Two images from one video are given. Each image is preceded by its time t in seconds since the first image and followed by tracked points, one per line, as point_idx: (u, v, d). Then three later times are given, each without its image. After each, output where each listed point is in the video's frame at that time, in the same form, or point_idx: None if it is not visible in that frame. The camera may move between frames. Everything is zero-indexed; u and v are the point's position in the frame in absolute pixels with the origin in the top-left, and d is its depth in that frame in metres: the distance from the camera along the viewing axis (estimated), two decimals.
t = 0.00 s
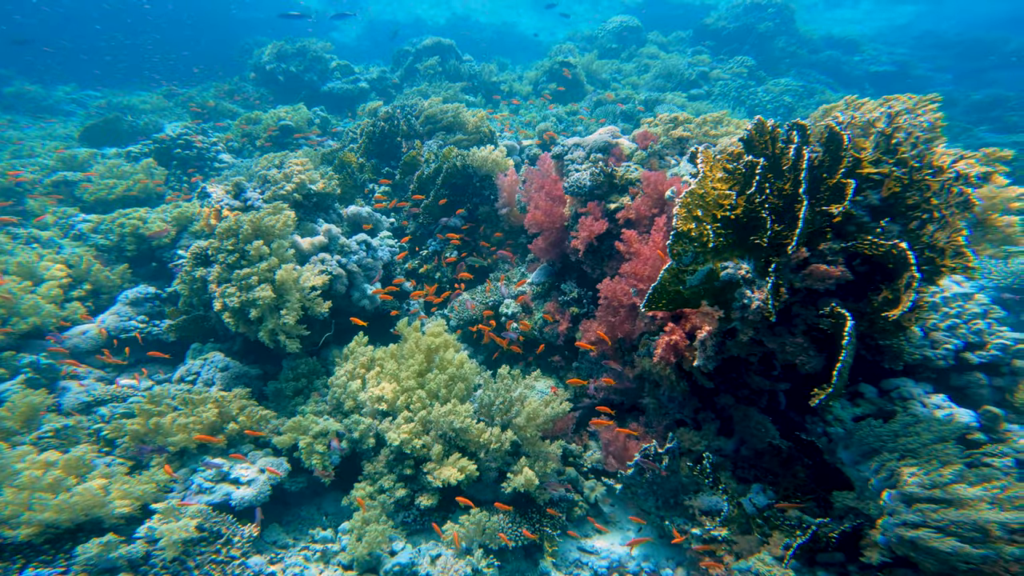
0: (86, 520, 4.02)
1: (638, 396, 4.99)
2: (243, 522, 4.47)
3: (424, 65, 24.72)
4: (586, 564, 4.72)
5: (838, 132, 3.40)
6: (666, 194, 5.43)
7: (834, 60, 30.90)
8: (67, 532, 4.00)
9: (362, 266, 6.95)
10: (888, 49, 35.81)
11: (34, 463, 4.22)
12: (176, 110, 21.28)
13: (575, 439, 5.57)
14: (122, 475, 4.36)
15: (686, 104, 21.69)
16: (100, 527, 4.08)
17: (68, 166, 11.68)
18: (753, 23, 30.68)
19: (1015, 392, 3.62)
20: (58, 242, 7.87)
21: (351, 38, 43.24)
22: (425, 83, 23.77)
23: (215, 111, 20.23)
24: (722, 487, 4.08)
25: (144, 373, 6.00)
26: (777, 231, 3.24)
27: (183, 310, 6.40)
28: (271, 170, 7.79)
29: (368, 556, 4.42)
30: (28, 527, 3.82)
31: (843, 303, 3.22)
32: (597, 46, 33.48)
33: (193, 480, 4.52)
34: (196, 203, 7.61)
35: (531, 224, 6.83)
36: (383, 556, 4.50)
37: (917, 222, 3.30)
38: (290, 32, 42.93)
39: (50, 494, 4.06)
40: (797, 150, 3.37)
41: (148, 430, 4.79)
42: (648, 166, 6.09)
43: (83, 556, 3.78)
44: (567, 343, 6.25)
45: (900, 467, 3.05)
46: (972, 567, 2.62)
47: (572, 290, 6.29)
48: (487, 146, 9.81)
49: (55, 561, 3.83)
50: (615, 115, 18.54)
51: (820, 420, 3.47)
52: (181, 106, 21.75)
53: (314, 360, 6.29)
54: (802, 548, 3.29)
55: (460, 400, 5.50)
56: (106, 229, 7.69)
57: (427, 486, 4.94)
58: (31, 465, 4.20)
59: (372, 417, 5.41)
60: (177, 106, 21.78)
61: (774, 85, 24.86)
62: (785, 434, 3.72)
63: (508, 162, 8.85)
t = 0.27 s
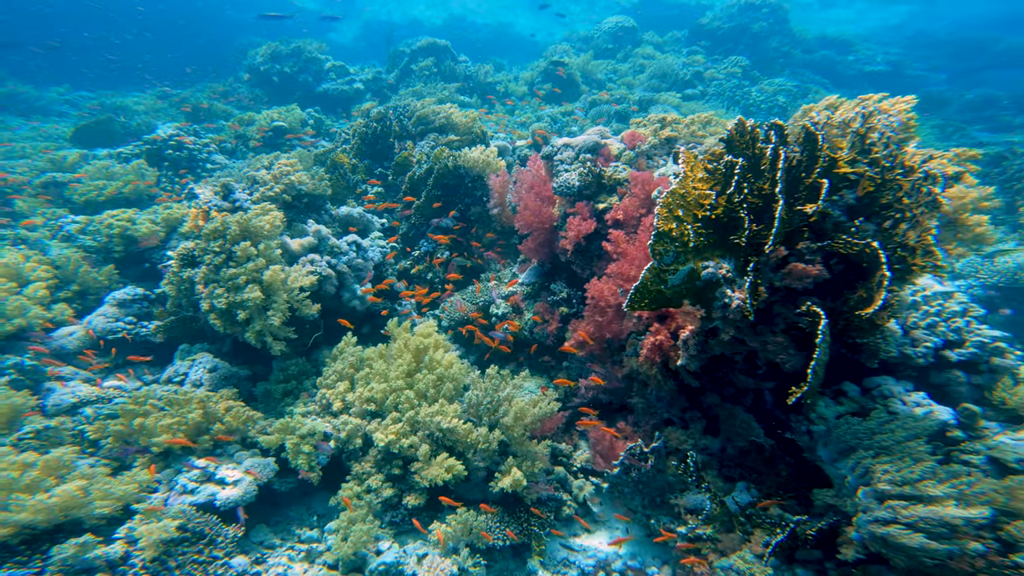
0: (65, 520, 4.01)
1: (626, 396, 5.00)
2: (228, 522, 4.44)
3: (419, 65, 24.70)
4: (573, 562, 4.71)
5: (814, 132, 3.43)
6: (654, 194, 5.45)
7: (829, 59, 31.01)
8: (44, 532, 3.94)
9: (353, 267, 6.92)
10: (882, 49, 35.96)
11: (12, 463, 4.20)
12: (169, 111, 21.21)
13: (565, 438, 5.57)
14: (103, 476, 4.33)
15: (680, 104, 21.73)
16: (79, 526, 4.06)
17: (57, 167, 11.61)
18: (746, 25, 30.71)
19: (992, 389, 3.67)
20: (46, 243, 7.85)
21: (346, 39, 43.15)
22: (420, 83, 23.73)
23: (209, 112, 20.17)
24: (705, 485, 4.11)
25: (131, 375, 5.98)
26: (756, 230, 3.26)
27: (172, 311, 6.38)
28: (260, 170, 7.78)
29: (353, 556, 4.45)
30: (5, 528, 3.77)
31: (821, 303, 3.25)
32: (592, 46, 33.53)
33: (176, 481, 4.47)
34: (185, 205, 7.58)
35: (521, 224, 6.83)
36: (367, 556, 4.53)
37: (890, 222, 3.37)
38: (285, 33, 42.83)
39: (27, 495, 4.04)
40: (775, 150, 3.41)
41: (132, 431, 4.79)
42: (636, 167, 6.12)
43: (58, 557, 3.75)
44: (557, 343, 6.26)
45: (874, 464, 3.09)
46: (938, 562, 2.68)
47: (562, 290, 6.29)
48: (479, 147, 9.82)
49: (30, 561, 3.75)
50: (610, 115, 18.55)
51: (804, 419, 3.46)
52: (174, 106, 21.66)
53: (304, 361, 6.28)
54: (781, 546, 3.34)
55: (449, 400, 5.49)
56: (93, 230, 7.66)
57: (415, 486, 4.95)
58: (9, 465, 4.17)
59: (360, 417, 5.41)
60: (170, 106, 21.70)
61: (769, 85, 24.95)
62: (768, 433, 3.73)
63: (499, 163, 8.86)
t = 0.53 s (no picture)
0: (46, 522, 3.97)
1: (615, 396, 5.00)
2: (214, 523, 4.46)
3: (415, 66, 24.68)
4: (561, 562, 4.68)
5: (792, 133, 3.46)
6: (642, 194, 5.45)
7: (824, 59, 31.08)
8: (25, 533, 3.92)
9: (344, 268, 6.90)
10: (878, 48, 36.05)
11: None
12: (165, 112, 21.17)
13: (555, 438, 5.59)
14: (86, 476, 4.30)
15: (676, 104, 21.78)
16: (60, 528, 4.02)
17: (49, 169, 11.56)
18: (742, 24, 30.89)
19: (975, 387, 3.68)
20: (36, 245, 7.84)
21: (343, 40, 43.12)
22: (416, 84, 23.72)
23: (204, 113, 20.12)
24: (689, 483, 4.13)
25: (120, 376, 5.97)
26: (736, 230, 3.27)
27: (161, 312, 6.37)
28: (251, 171, 7.78)
29: (340, 556, 4.42)
30: None
31: (801, 302, 3.28)
32: (589, 46, 33.57)
33: (161, 483, 4.50)
34: (175, 206, 7.58)
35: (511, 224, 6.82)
36: (355, 556, 4.48)
37: (869, 221, 3.36)
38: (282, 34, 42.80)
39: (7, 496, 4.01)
40: (754, 151, 3.45)
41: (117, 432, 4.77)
42: (625, 167, 6.13)
43: (36, 557, 3.71)
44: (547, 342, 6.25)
45: (851, 461, 3.15)
46: (912, 559, 2.74)
47: (552, 290, 6.26)
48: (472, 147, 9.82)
49: (9, 563, 3.72)
50: (605, 115, 18.56)
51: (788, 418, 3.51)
52: (169, 107, 21.59)
53: (295, 363, 6.27)
54: (762, 544, 3.31)
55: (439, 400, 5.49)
56: (84, 232, 7.67)
57: (404, 486, 4.93)
58: None
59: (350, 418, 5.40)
60: (165, 107, 21.65)
61: (764, 85, 24.98)
62: (753, 432, 3.73)
63: (491, 163, 8.88)
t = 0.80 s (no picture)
0: (26, 523, 3.93)
1: (604, 396, 5.00)
2: (197, 523, 4.40)
3: (411, 67, 24.66)
4: (550, 561, 4.67)
5: (773, 132, 3.49)
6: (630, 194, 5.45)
7: (820, 59, 31.16)
8: (5, 535, 3.87)
9: (335, 269, 6.88)
10: (873, 48, 36.18)
11: None
12: (159, 114, 21.11)
13: (545, 438, 5.56)
14: (69, 477, 4.27)
15: (671, 105, 21.82)
16: (41, 530, 3.98)
17: (41, 170, 11.52)
18: (737, 24, 30.99)
19: (957, 385, 3.70)
20: (25, 247, 7.82)
21: (340, 41, 43.10)
22: (411, 86, 23.70)
23: (199, 115, 20.07)
24: (672, 482, 4.11)
25: (109, 377, 5.95)
26: (717, 229, 3.28)
27: (150, 314, 6.38)
28: (240, 173, 7.78)
29: (327, 556, 4.41)
30: None
31: (780, 300, 3.32)
32: (585, 47, 33.61)
33: (147, 483, 4.49)
34: (164, 208, 7.61)
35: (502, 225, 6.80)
36: (341, 556, 4.48)
37: (847, 221, 3.39)
38: (278, 35, 42.77)
39: None
40: (734, 151, 3.47)
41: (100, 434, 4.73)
42: (614, 167, 6.13)
43: (13, 557, 3.66)
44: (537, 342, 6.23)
45: (830, 460, 3.17)
46: (887, 557, 2.75)
47: (541, 291, 6.25)
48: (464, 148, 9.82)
49: None
50: (600, 116, 18.58)
51: (773, 416, 3.54)
52: (164, 109, 21.54)
53: (285, 365, 6.26)
54: (745, 542, 3.32)
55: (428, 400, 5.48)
56: (73, 234, 7.67)
57: (392, 487, 4.91)
58: None
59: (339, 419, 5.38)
60: (160, 109, 21.61)
61: (760, 85, 25.03)
62: (740, 431, 3.73)
63: (483, 164, 8.88)
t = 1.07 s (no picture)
0: (7, 523, 3.89)
1: (594, 394, 5.00)
2: (184, 522, 4.41)
3: (406, 67, 24.61)
4: (539, 559, 4.67)
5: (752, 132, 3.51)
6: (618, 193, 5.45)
7: (815, 58, 31.20)
8: None
9: (326, 269, 6.86)
10: (869, 47, 36.24)
11: None
12: (154, 115, 21.05)
13: (535, 437, 5.53)
14: (54, 477, 4.25)
15: (667, 104, 21.82)
16: (22, 529, 3.94)
17: (32, 171, 11.48)
18: (733, 23, 31.04)
19: (940, 382, 3.72)
20: (15, 248, 7.79)
21: (336, 41, 43.00)
22: (407, 85, 23.66)
23: (194, 116, 20.02)
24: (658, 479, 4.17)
25: (98, 378, 5.93)
26: (698, 228, 3.31)
27: (140, 314, 6.35)
28: (230, 173, 7.77)
29: (314, 555, 4.41)
30: None
31: (761, 297, 3.32)
32: (582, 46, 33.60)
33: (133, 483, 4.50)
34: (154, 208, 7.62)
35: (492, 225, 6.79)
36: (328, 554, 4.49)
37: (822, 219, 3.47)
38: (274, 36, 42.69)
39: None
40: (715, 150, 3.49)
41: (86, 434, 4.70)
42: (603, 166, 6.14)
43: None
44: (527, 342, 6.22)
45: (810, 456, 3.15)
46: (862, 552, 2.76)
47: (532, 290, 6.27)
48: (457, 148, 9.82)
49: None
50: (596, 115, 18.57)
51: (760, 414, 3.54)
52: (158, 110, 21.47)
53: (276, 365, 6.25)
54: (727, 539, 3.34)
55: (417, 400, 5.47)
56: (62, 235, 7.67)
57: (381, 486, 4.91)
58: None
59: (328, 419, 5.37)
60: (155, 110, 21.54)
61: (755, 84, 25.05)
62: (728, 429, 3.72)
63: (476, 164, 8.88)
